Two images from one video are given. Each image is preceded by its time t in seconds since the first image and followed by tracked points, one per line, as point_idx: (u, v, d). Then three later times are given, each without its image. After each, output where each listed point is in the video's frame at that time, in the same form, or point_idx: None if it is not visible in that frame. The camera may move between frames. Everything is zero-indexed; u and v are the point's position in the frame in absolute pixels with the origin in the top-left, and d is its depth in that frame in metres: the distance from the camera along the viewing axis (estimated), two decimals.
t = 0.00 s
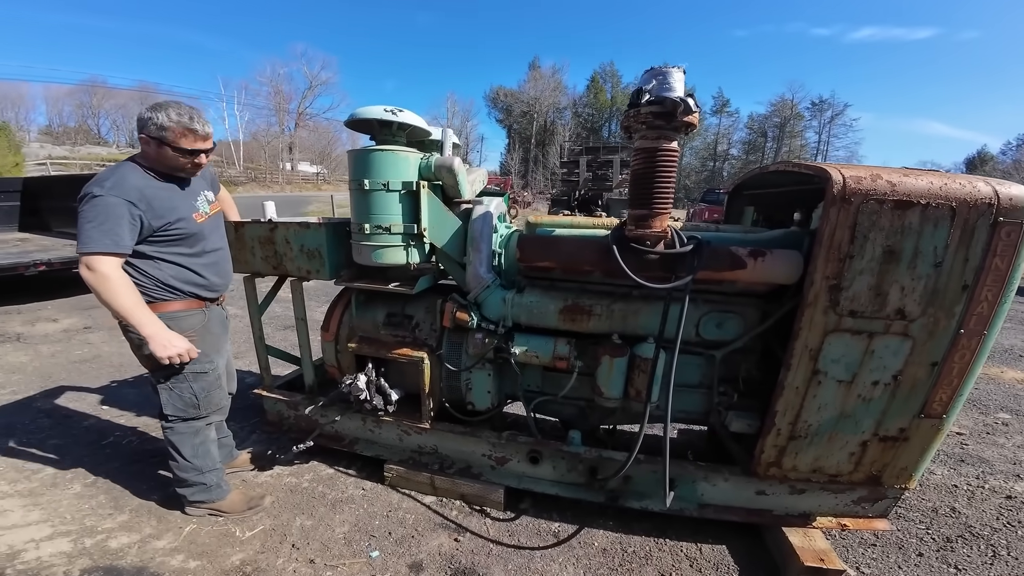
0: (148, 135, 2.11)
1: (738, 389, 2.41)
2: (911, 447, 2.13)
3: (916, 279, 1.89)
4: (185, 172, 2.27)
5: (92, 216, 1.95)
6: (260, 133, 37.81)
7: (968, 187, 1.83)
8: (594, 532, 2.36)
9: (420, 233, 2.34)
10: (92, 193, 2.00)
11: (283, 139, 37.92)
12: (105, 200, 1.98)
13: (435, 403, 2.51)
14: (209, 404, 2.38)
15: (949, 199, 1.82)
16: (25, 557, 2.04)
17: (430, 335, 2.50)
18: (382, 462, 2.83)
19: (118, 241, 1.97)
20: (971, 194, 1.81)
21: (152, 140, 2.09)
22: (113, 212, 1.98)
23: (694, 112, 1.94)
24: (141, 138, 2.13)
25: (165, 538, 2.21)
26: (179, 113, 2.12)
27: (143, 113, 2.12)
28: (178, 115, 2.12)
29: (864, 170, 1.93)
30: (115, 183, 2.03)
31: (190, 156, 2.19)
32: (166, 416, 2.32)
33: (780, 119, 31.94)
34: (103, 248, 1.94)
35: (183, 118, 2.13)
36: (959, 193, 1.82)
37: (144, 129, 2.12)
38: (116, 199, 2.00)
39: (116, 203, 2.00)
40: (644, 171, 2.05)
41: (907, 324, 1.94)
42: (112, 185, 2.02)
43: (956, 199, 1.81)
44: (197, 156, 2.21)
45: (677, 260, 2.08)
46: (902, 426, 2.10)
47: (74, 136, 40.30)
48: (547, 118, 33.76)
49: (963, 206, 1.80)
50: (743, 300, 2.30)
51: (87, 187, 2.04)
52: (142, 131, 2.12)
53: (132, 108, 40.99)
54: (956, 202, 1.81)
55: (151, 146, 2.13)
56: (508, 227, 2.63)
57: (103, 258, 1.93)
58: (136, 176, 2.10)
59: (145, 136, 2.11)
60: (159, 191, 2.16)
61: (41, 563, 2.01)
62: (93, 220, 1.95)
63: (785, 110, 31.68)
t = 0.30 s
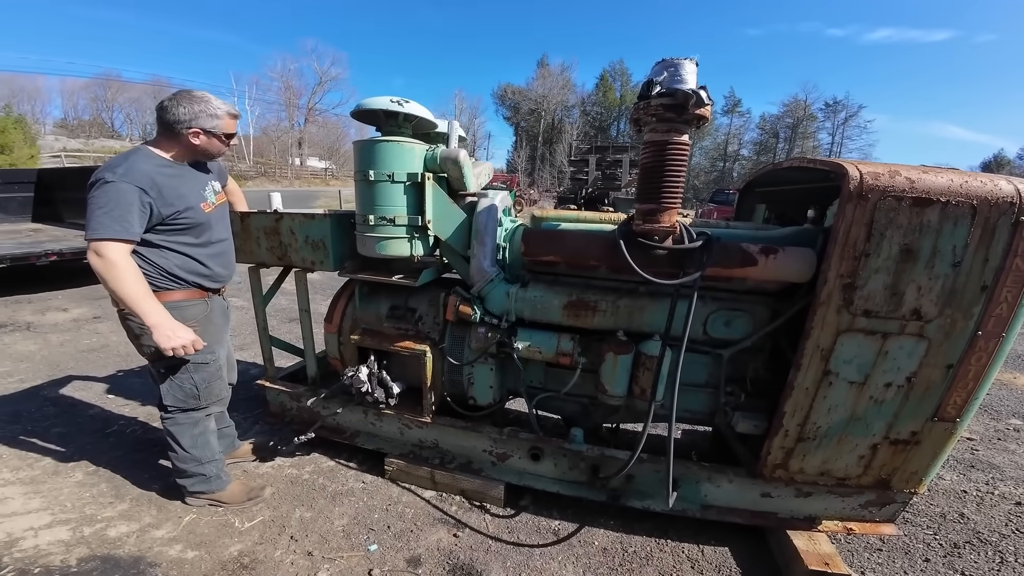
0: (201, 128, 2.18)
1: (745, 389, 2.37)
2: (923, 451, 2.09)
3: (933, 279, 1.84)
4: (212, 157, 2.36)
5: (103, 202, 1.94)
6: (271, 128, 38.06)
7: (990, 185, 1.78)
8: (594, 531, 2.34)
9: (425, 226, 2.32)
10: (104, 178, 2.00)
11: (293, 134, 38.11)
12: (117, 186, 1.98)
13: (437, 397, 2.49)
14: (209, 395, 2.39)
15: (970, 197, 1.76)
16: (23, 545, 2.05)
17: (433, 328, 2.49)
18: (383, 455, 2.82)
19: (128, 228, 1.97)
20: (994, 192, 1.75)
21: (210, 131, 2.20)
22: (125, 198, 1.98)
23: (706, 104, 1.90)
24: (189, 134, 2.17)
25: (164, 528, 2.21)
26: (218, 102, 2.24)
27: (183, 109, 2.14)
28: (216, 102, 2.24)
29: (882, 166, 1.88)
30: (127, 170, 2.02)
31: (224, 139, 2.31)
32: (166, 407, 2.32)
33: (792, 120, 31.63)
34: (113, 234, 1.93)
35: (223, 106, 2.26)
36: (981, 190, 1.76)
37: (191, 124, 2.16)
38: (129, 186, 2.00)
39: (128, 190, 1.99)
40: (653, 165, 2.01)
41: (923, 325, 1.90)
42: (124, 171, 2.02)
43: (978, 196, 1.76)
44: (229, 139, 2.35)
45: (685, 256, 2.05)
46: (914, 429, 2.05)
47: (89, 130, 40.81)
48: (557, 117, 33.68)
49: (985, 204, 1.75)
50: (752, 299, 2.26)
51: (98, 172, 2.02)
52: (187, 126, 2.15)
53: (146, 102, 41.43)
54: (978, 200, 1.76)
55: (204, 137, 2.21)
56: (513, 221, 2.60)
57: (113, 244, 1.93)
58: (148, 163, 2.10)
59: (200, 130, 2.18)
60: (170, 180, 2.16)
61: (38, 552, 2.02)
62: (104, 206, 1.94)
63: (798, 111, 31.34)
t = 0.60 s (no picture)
0: (226, 123, 2.24)
1: (754, 393, 2.35)
2: (934, 458, 2.06)
3: (949, 285, 1.82)
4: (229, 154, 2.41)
5: (130, 196, 1.96)
6: (282, 125, 38.31)
7: (1010, 190, 1.75)
8: (598, 532, 2.33)
9: (435, 224, 2.33)
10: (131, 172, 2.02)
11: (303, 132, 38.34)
12: (144, 179, 2.00)
13: (443, 395, 2.50)
14: (223, 391, 2.41)
15: (989, 203, 1.74)
16: (32, 538, 2.07)
17: (441, 327, 2.49)
18: (388, 452, 2.83)
19: (154, 222, 1.99)
20: (1014, 198, 1.73)
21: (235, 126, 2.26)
22: (151, 192, 2.00)
23: (720, 106, 1.89)
24: (213, 128, 2.21)
25: (171, 522, 2.24)
26: (241, 100, 2.31)
27: (211, 104, 2.19)
28: (239, 99, 2.31)
29: (899, 170, 1.86)
30: (153, 163, 2.05)
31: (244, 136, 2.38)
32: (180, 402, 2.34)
33: (803, 122, 31.37)
34: (139, 227, 1.94)
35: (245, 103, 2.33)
36: (1001, 196, 1.74)
37: (217, 119, 2.21)
38: (155, 180, 2.02)
39: (154, 183, 2.02)
40: (665, 167, 2.00)
41: (937, 331, 1.87)
42: (150, 165, 2.04)
43: (997, 202, 1.74)
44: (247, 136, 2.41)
45: (697, 259, 2.04)
46: (925, 436, 2.03)
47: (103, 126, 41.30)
48: (565, 117, 33.64)
49: (1005, 210, 1.73)
50: (762, 302, 2.24)
51: (124, 165, 2.04)
52: (213, 121, 2.20)
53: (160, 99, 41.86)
54: (997, 206, 1.74)
55: (228, 132, 2.27)
56: (522, 220, 2.60)
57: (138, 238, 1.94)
58: (173, 157, 2.12)
59: (225, 125, 2.23)
60: (193, 174, 2.18)
61: (47, 545, 2.04)
62: (131, 200, 1.96)
63: (809, 113, 31.08)
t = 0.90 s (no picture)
0: (230, 118, 2.23)
1: (761, 399, 2.33)
2: (942, 466, 2.03)
3: (962, 292, 1.79)
4: (234, 151, 2.40)
5: (147, 196, 1.96)
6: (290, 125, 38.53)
7: None
8: (600, 536, 2.32)
9: (440, 225, 2.33)
10: (146, 171, 2.02)
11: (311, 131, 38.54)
12: (160, 179, 2.01)
13: (446, 397, 2.49)
14: (229, 389, 2.43)
15: (1003, 209, 1.71)
16: (35, 534, 2.09)
17: (445, 328, 2.49)
18: (391, 453, 2.83)
19: (170, 221, 1.99)
20: None
21: (239, 122, 2.25)
22: (167, 192, 2.01)
23: (729, 109, 1.88)
24: (216, 122, 2.21)
25: (174, 519, 2.24)
26: (250, 98, 2.32)
27: (217, 99, 2.20)
28: (246, 97, 2.32)
29: (913, 176, 1.84)
30: (167, 163, 2.05)
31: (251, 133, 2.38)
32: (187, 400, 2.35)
33: (812, 125, 31.15)
34: (157, 227, 1.94)
35: (253, 102, 2.34)
36: (1016, 202, 1.71)
37: (221, 114, 2.21)
38: (170, 179, 2.03)
39: (170, 183, 2.03)
40: (673, 169, 1.99)
41: (949, 339, 1.84)
42: (165, 165, 2.04)
43: (1013, 208, 1.71)
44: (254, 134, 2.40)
45: (704, 263, 2.02)
46: (934, 444, 2.00)
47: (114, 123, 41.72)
48: (572, 118, 33.59)
49: (1020, 217, 1.70)
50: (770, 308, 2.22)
51: (138, 164, 2.04)
52: (217, 116, 2.20)
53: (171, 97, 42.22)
54: (1012, 212, 1.71)
55: (232, 128, 2.26)
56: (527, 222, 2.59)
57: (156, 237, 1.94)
58: (185, 156, 2.13)
59: (229, 120, 2.23)
60: (206, 174, 2.19)
61: (49, 541, 2.05)
62: (148, 200, 1.96)
63: (818, 116, 30.87)
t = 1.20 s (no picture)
0: (204, 109, 2.18)
1: (767, 402, 2.32)
2: (950, 471, 2.02)
3: (972, 296, 1.77)
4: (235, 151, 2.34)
5: (156, 195, 1.96)
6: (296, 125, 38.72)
7: None
8: (604, 539, 2.31)
9: (445, 226, 2.32)
10: (152, 170, 2.02)
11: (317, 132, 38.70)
12: (168, 178, 2.02)
13: (450, 398, 2.49)
14: (240, 389, 2.44)
15: (1015, 213, 1.70)
16: (40, 532, 2.10)
17: (450, 329, 2.50)
18: (394, 453, 2.83)
19: (180, 220, 1.99)
20: None
21: (210, 111, 2.17)
22: (176, 190, 2.01)
23: (738, 112, 1.87)
24: (194, 114, 2.20)
25: (178, 518, 2.25)
26: (232, 87, 2.22)
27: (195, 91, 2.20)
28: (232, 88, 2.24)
29: (923, 179, 1.82)
30: (174, 161, 2.06)
31: (240, 129, 2.28)
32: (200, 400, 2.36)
33: (818, 128, 31.02)
34: (169, 226, 1.94)
35: (236, 92, 2.25)
36: None
37: (196, 105, 2.19)
38: (178, 177, 2.04)
39: (177, 181, 2.03)
40: (680, 172, 1.98)
41: (959, 343, 1.83)
42: (172, 163, 2.05)
43: None
44: (246, 130, 2.30)
45: (711, 265, 2.01)
46: (942, 448, 1.98)
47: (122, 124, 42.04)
48: (577, 120, 33.58)
49: None
50: (777, 311, 2.21)
51: (145, 164, 2.04)
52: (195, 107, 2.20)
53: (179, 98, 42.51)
54: None
55: (207, 120, 2.20)
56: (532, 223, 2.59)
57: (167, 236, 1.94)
58: (190, 155, 2.14)
59: (202, 111, 2.19)
60: (213, 173, 2.20)
61: (54, 539, 2.06)
62: (157, 198, 1.96)
63: (824, 119, 30.73)
